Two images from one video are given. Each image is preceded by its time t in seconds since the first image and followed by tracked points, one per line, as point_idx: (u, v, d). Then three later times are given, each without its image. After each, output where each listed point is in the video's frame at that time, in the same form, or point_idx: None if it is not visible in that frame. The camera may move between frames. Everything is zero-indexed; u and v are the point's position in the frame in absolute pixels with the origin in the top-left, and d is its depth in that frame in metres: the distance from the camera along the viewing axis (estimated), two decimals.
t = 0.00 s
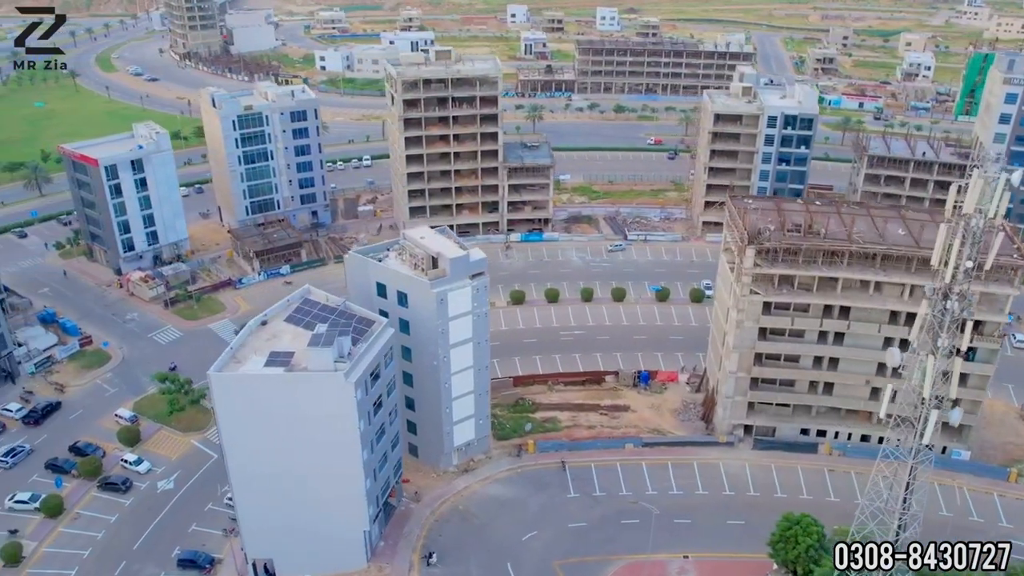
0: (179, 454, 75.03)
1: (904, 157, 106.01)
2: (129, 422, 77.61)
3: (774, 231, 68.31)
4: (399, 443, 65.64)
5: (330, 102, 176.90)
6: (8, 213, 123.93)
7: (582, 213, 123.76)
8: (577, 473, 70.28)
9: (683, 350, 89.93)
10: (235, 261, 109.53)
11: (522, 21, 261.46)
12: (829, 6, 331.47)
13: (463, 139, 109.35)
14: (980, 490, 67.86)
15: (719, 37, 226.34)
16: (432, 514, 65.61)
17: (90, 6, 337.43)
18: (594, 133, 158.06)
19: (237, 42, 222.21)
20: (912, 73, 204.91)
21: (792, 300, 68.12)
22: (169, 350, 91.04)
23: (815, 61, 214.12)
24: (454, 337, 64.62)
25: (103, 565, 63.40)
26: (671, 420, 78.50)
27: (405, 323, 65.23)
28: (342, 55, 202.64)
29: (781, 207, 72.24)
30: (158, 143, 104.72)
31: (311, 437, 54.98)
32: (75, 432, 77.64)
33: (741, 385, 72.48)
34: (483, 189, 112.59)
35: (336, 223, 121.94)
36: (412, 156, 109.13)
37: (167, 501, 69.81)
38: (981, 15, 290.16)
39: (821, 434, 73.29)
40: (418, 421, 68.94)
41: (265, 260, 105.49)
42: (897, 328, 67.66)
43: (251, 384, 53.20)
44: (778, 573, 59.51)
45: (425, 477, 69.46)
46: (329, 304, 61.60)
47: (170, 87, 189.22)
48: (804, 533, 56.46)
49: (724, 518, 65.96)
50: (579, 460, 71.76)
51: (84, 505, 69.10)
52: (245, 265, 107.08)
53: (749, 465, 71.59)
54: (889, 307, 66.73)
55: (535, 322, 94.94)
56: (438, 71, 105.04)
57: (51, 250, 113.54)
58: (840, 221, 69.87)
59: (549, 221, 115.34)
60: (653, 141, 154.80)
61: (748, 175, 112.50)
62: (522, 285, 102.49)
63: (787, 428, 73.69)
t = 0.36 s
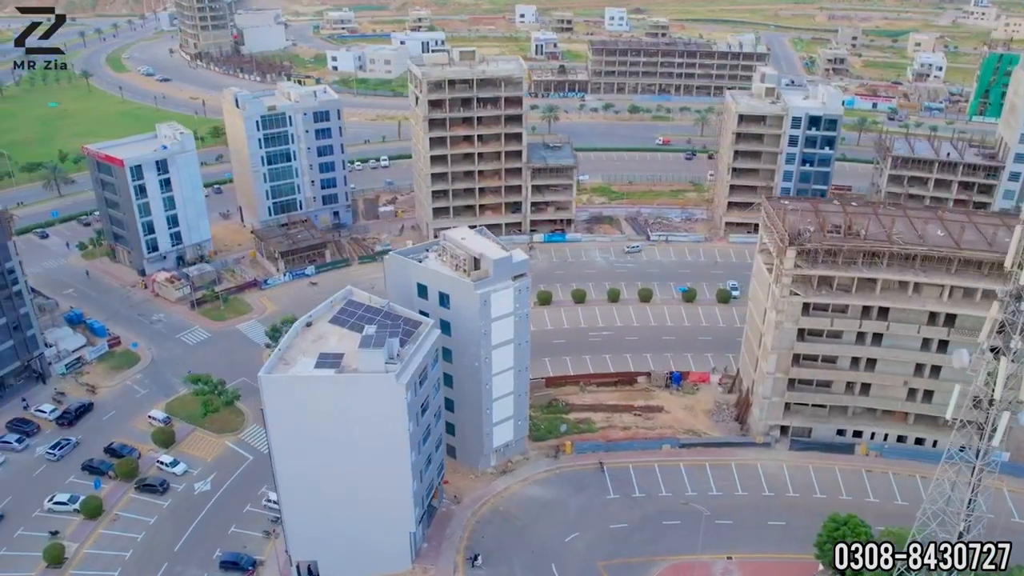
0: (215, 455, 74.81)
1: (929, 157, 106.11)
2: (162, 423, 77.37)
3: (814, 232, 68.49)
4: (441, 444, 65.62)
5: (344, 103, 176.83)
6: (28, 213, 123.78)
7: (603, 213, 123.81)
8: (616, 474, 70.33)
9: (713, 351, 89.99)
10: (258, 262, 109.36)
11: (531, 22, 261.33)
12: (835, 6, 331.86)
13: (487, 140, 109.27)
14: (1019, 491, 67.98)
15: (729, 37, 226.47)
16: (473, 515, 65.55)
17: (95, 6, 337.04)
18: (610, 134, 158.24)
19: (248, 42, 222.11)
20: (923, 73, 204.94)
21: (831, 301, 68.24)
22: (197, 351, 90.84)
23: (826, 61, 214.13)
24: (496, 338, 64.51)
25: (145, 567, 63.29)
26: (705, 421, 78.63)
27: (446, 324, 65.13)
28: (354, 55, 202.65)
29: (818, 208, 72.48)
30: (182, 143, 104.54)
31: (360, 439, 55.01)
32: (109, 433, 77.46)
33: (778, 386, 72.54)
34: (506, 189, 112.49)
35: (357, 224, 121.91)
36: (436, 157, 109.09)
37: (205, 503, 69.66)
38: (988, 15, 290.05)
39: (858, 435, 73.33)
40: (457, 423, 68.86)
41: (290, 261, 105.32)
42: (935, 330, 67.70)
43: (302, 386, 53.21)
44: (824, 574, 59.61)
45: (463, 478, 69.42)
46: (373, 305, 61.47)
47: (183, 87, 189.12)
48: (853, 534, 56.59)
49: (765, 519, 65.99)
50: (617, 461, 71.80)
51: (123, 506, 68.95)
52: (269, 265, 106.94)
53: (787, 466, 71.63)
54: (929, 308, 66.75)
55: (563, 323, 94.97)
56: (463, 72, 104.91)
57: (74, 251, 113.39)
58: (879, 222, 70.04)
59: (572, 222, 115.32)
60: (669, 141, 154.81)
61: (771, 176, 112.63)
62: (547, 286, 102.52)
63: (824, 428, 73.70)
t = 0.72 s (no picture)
0: (247, 456, 74.60)
1: (951, 158, 106.19)
2: (194, 424, 77.17)
3: (850, 233, 68.55)
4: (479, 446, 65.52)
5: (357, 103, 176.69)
6: (47, 214, 123.62)
7: (622, 214, 123.75)
8: (651, 475, 70.37)
9: (740, 351, 90.00)
10: (280, 262, 109.20)
11: (539, 22, 261.15)
12: (841, 6, 332.12)
13: (509, 141, 109.17)
14: None
15: (739, 37, 226.52)
16: (511, 516, 65.50)
17: (101, 6, 336.77)
18: (625, 135, 158.33)
19: (258, 42, 222.02)
20: (933, 74, 204.90)
21: (867, 302, 68.24)
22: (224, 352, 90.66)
23: (836, 62, 214.03)
24: (534, 339, 64.50)
25: (184, 569, 63.16)
26: (737, 421, 78.73)
27: (484, 325, 65.10)
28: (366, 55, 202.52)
29: (852, 209, 72.64)
30: (204, 144, 104.43)
31: (406, 440, 54.98)
32: (140, 434, 77.29)
33: (812, 387, 72.58)
34: (527, 190, 112.40)
35: (376, 224, 121.80)
36: (458, 158, 108.97)
37: (240, 504, 69.48)
38: (994, 16, 289.94)
39: (891, 435, 73.30)
40: (493, 424, 68.78)
41: (312, 262, 105.05)
42: (970, 330, 67.73)
43: (348, 388, 53.18)
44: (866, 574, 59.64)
45: (499, 479, 69.37)
46: (413, 306, 61.40)
47: (194, 87, 188.99)
48: (898, 536, 56.68)
49: (803, 520, 65.99)
50: (651, 462, 71.84)
51: (158, 508, 68.85)
52: (291, 266, 106.75)
53: (821, 466, 71.68)
54: (966, 308, 66.73)
55: (589, 324, 94.96)
56: (486, 72, 104.84)
57: (94, 252, 113.21)
58: (915, 223, 70.25)
59: (593, 222, 115.31)
60: (684, 141, 154.82)
61: (792, 177, 112.66)
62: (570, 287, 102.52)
63: (857, 428, 73.70)
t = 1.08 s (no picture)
0: (283, 458, 74.35)
1: (976, 159, 106.21)
2: (228, 426, 76.89)
3: (890, 233, 68.55)
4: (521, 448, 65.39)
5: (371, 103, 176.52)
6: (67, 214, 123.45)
7: (643, 215, 123.62)
8: (690, 476, 70.42)
9: (770, 352, 89.99)
10: (304, 263, 108.91)
11: (548, 22, 260.83)
12: (847, 6, 332.26)
13: (533, 142, 109.07)
14: None
15: (749, 37, 226.44)
16: (552, 517, 65.49)
17: (107, 6, 336.36)
18: (641, 135, 158.36)
19: (269, 42, 221.83)
20: (944, 74, 204.81)
21: (907, 302, 68.16)
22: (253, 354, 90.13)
23: (848, 62, 213.86)
24: (577, 340, 64.47)
25: (226, 571, 62.98)
26: (771, 422, 78.83)
27: (526, 326, 65.11)
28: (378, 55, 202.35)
29: (889, 210, 72.74)
30: (229, 145, 104.22)
31: (456, 443, 54.74)
32: (174, 435, 77.12)
33: (849, 387, 72.60)
34: (551, 190, 112.25)
35: (398, 225, 121.66)
36: (482, 158, 108.83)
37: (279, 506, 69.26)
38: (1002, 16, 289.64)
39: (927, 435, 73.30)
40: (533, 424, 68.70)
41: (337, 262, 104.67)
42: (1009, 330, 67.79)
43: (400, 390, 53.00)
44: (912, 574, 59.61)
45: (538, 480, 69.30)
46: (457, 308, 61.33)
47: (207, 87, 188.75)
48: (947, 535, 56.55)
49: (844, 520, 65.96)
50: (690, 463, 71.88)
51: (196, 510, 68.66)
52: (316, 266, 106.51)
53: (859, 467, 71.64)
54: (1006, 308, 66.75)
55: (617, 324, 94.91)
56: (511, 73, 104.78)
57: (117, 252, 113.04)
58: (954, 224, 70.35)
59: (616, 222, 115.26)
60: (700, 141, 154.94)
61: (815, 178, 112.64)
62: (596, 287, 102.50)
63: (893, 429, 73.69)
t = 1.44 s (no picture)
0: (319, 459, 74.13)
1: (1001, 159, 106.26)
2: (263, 427, 76.71)
3: (931, 234, 68.55)
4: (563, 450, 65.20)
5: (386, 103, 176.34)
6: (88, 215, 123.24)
7: (665, 215, 123.51)
8: (729, 476, 70.46)
9: (799, 352, 90.05)
10: (328, 263, 108.58)
11: (557, 22, 260.53)
12: (854, 6, 332.31)
13: (557, 142, 108.99)
14: None
15: (760, 37, 226.40)
16: (595, 518, 65.51)
17: (112, 6, 335.74)
18: (657, 136, 158.39)
19: (279, 42, 221.56)
20: (956, 74, 204.80)
21: (948, 303, 68.10)
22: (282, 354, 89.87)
23: (859, 62, 213.92)
24: (619, 341, 64.46)
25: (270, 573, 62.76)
26: (805, 422, 78.86)
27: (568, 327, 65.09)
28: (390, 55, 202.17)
29: (927, 211, 72.83)
30: (254, 145, 103.99)
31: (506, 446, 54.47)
32: (209, 436, 76.94)
33: (887, 388, 72.48)
34: (574, 191, 112.13)
35: (419, 225, 121.57)
36: (506, 159, 108.71)
37: (317, 508, 69.00)
38: (1009, 16, 289.61)
39: (965, 436, 73.23)
40: (572, 425, 68.66)
41: (363, 263, 104.44)
42: None
43: (451, 392, 52.77)
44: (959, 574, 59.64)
45: (578, 481, 69.31)
46: (502, 309, 61.31)
47: (221, 87, 188.48)
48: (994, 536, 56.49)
49: (886, 520, 65.96)
50: (728, 463, 71.91)
51: (235, 511, 68.39)
52: (341, 267, 106.27)
53: (897, 467, 71.66)
54: None
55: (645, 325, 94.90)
56: (537, 73, 104.70)
57: (140, 253, 112.84)
58: (993, 226, 70.42)
59: (639, 223, 115.15)
60: (717, 142, 155.00)
61: (838, 178, 112.63)
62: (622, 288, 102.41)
63: (930, 429, 73.59)
